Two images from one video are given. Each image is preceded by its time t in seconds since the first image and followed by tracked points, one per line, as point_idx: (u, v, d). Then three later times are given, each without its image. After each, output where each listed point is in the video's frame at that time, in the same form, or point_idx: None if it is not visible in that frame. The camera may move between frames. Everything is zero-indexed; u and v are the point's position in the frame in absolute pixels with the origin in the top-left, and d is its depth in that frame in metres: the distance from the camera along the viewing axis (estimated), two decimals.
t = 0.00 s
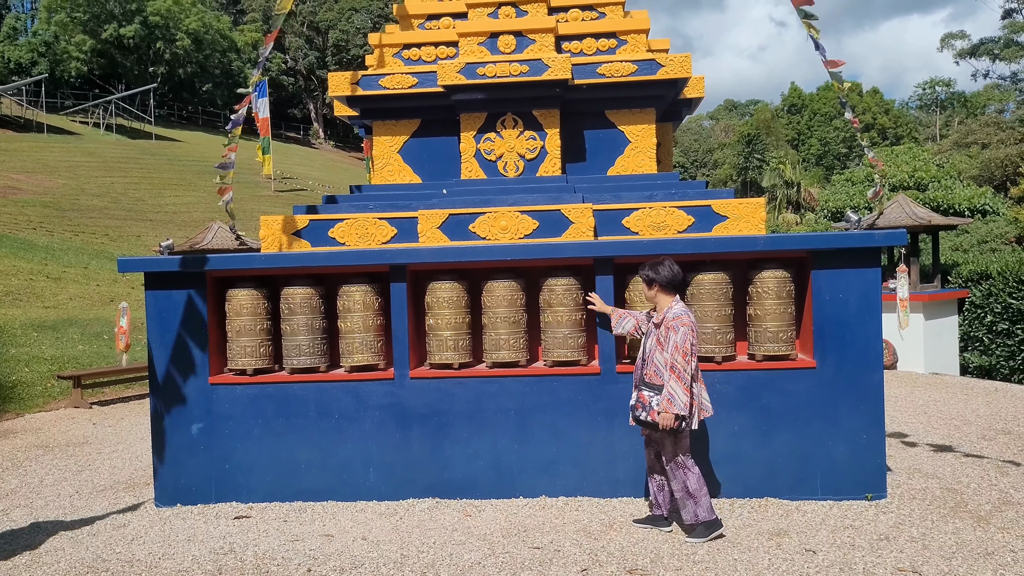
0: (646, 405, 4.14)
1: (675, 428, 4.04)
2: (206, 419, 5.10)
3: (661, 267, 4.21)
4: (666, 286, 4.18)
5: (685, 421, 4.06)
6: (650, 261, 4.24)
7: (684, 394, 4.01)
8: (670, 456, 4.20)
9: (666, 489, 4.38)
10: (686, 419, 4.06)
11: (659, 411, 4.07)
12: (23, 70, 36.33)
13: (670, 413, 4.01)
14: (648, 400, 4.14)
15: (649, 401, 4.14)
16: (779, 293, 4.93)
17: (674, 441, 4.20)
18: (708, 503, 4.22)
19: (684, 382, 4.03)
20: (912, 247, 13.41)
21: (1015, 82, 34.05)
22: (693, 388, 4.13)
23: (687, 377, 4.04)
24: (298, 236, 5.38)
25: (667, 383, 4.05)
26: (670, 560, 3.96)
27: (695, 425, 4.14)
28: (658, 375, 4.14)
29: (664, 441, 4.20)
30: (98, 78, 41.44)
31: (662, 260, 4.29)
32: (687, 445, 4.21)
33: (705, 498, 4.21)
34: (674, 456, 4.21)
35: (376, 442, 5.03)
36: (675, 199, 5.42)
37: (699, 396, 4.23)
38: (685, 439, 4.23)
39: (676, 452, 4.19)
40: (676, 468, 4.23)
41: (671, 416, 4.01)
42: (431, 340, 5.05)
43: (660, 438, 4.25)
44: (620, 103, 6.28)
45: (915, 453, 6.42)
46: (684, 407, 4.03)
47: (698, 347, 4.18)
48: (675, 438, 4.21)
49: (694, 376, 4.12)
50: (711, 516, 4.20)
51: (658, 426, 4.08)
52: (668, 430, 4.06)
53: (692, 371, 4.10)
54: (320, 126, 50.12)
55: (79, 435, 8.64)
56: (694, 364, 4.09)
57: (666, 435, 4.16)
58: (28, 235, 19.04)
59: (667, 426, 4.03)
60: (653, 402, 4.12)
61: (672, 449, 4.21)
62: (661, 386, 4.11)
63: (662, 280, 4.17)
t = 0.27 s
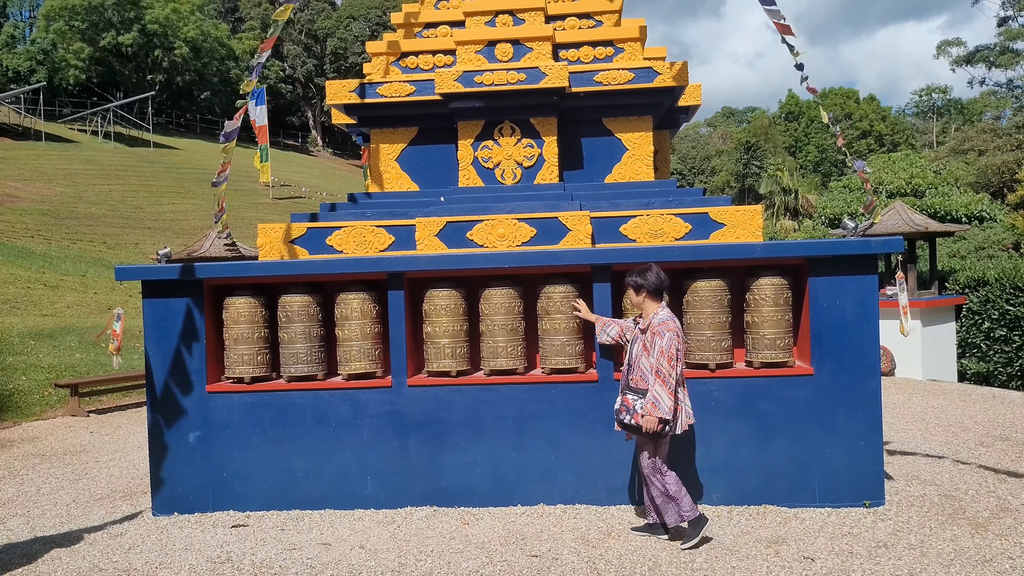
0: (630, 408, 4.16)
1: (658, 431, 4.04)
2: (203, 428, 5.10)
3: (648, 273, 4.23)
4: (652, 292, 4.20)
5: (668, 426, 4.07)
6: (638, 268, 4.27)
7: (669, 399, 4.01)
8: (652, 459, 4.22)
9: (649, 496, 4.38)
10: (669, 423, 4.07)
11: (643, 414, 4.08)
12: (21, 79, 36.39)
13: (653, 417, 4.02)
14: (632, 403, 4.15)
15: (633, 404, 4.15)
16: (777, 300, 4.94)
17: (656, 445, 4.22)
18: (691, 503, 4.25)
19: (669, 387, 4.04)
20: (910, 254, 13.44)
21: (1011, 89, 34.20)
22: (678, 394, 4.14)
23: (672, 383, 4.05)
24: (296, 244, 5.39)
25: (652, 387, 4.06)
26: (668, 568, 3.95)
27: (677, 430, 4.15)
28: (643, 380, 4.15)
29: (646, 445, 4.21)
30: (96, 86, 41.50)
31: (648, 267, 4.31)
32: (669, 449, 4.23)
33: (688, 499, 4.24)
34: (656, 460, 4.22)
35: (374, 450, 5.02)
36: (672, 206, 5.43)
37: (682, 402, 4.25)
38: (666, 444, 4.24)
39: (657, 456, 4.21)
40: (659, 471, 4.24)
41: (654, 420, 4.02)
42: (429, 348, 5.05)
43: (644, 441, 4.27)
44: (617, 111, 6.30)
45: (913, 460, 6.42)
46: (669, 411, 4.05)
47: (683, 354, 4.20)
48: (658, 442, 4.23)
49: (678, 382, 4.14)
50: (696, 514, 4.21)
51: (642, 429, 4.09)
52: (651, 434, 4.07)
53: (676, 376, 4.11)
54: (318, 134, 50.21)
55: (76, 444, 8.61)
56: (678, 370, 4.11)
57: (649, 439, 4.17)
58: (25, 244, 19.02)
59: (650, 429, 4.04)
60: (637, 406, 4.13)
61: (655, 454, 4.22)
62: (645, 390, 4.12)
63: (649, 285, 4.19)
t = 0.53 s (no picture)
0: (627, 413, 4.15)
1: (655, 437, 4.05)
2: (206, 434, 5.10)
3: (642, 280, 4.23)
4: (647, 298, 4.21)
5: (665, 430, 4.08)
6: (632, 274, 4.27)
7: (665, 404, 4.02)
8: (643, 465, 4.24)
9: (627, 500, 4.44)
10: (666, 428, 4.08)
11: (640, 419, 4.08)
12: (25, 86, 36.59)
13: (651, 422, 4.03)
14: (628, 409, 4.15)
15: (630, 409, 4.15)
16: (780, 306, 4.94)
17: (650, 450, 4.24)
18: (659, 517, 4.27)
19: (666, 393, 4.05)
20: (913, 259, 13.43)
21: (1014, 93, 34.21)
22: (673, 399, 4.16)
23: (669, 388, 4.05)
24: (300, 250, 5.42)
25: (648, 393, 4.07)
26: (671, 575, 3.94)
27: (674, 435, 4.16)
28: (639, 386, 4.16)
29: (641, 450, 4.23)
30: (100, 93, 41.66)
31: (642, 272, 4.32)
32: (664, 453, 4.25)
33: (657, 512, 4.26)
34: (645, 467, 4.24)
35: (377, 456, 5.02)
36: (675, 212, 5.45)
37: (678, 406, 4.25)
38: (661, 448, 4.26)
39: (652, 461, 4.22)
40: (643, 478, 4.25)
41: (652, 425, 4.03)
42: (432, 354, 5.06)
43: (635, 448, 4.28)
44: (620, 117, 6.32)
45: (917, 466, 6.41)
46: (666, 417, 4.05)
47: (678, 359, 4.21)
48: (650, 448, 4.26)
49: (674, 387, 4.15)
50: (659, 530, 4.25)
51: (639, 434, 4.09)
52: (648, 439, 4.07)
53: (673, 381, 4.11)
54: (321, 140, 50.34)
55: (80, 450, 8.62)
56: (674, 375, 4.12)
57: (646, 444, 4.17)
58: (30, 250, 19.09)
59: (647, 434, 4.04)
60: (634, 411, 4.13)
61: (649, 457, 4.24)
62: (642, 395, 4.13)
63: (644, 291, 4.19)
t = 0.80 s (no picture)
0: (620, 422, 4.15)
1: (648, 445, 4.04)
2: (212, 440, 5.12)
3: (636, 287, 4.23)
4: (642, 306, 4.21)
5: (658, 439, 4.07)
6: (626, 281, 4.28)
7: (658, 412, 4.01)
8: (639, 474, 4.23)
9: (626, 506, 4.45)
10: (660, 437, 4.07)
11: (633, 428, 4.08)
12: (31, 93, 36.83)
13: (644, 431, 4.02)
14: (622, 417, 4.15)
15: (623, 418, 4.15)
16: (785, 313, 4.94)
17: (645, 459, 4.23)
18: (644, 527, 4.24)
19: (658, 402, 4.04)
20: (917, 264, 13.41)
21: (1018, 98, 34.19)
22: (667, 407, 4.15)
23: (662, 397, 4.05)
24: (304, 256, 5.43)
25: (641, 402, 4.06)
26: None
27: (668, 443, 4.15)
28: (633, 394, 4.15)
29: (637, 458, 4.22)
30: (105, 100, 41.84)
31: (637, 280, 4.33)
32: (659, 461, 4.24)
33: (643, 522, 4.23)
34: (641, 475, 4.23)
35: (382, 463, 5.03)
36: (679, 219, 5.45)
37: (673, 415, 4.24)
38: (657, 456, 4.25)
39: (647, 469, 4.22)
40: (639, 486, 4.25)
41: (644, 434, 4.02)
42: (437, 360, 5.07)
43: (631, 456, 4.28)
44: (623, 124, 6.33)
45: (922, 472, 6.39)
46: (658, 426, 4.04)
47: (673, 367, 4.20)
48: (645, 457, 4.25)
49: (668, 396, 4.14)
50: (638, 540, 4.22)
51: (632, 443, 4.09)
52: (642, 448, 4.07)
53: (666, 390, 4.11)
54: (324, 146, 50.50)
55: (85, 457, 8.64)
56: (669, 384, 4.11)
57: (641, 452, 4.17)
58: (35, 257, 19.18)
59: (640, 443, 4.04)
60: (626, 420, 4.13)
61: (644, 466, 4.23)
62: (635, 404, 4.13)
63: (638, 299, 4.20)
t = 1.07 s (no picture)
0: (611, 434, 4.13)
1: (638, 459, 4.02)
2: (217, 452, 5.12)
3: (633, 301, 4.21)
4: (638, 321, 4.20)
5: (649, 453, 4.05)
6: (622, 293, 4.26)
7: (649, 426, 4.00)
8: (631, 486, 4.23)
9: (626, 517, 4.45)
10: (650, 451, 4.05)
11: (623, 441, 4.06)
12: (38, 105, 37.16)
13: (633, 445, 4.01)
14: (612, 430, 4.12)
15: (614, 431, 4.12)
16: (790, 324, 4.93)
17: (637, 472, 4.21)
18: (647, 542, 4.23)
19: (650, 416, 4.02)
20: (923, 276, 13.36)
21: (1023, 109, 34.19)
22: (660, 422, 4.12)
23: (654, 412, 4.03)
24: (309, 268, 5.46)
25: (633, 415, 4.05)
26: None
27: (659, 458, 4.13)
28: (626, 407, 4.14)
29: (627, 471, 4.21)
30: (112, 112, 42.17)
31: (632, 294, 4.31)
32: (651, 475, 4.21)
33: (646, 536, 4.23)
34: (634, 487, 4.22)
35: (386, 475, 5.02)
36: (684, 230, 5.45)
37: (668, 430, 4.21)
38: (647, 470, 4.23)
39: (637, 482, 4.21)
40: (632, 499, 4.24)
41: (634, 447, 4.00)
42: (442, 372, 5.07)
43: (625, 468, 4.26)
44: (628, 135, 6.35)
45: (930, 485, 6.35)
46: (648, 440, 4.02)
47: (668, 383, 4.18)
48: (638, 470, 4.22)
49: (661, 410, 4.12)
50: (643, 555, 4.21)
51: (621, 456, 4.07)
52: (631, 461, 4.05)
53: (660, 404, 4.09)
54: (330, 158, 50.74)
55: (90, 468, 8.64)
56: (662, 399, 4.09)
57: (631, 466, 4.15)
58: (41, 268, 19.29)
59: (629, 457, 4.02)
60: (617, 433, 4.10)
61: (635, 479, 4.22)
62: (627, 417, 4.10)
63: (634, 313, 4.18)
